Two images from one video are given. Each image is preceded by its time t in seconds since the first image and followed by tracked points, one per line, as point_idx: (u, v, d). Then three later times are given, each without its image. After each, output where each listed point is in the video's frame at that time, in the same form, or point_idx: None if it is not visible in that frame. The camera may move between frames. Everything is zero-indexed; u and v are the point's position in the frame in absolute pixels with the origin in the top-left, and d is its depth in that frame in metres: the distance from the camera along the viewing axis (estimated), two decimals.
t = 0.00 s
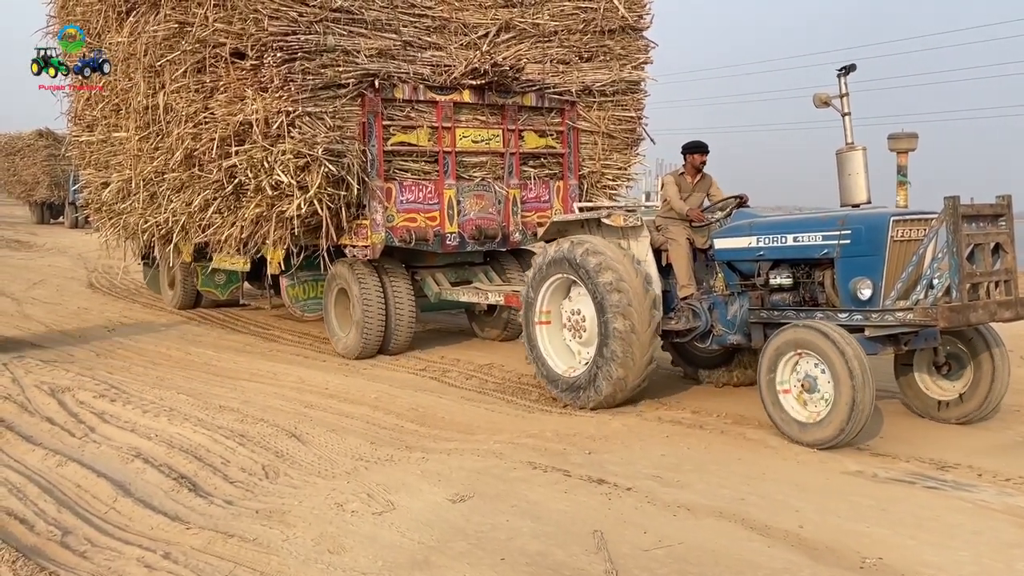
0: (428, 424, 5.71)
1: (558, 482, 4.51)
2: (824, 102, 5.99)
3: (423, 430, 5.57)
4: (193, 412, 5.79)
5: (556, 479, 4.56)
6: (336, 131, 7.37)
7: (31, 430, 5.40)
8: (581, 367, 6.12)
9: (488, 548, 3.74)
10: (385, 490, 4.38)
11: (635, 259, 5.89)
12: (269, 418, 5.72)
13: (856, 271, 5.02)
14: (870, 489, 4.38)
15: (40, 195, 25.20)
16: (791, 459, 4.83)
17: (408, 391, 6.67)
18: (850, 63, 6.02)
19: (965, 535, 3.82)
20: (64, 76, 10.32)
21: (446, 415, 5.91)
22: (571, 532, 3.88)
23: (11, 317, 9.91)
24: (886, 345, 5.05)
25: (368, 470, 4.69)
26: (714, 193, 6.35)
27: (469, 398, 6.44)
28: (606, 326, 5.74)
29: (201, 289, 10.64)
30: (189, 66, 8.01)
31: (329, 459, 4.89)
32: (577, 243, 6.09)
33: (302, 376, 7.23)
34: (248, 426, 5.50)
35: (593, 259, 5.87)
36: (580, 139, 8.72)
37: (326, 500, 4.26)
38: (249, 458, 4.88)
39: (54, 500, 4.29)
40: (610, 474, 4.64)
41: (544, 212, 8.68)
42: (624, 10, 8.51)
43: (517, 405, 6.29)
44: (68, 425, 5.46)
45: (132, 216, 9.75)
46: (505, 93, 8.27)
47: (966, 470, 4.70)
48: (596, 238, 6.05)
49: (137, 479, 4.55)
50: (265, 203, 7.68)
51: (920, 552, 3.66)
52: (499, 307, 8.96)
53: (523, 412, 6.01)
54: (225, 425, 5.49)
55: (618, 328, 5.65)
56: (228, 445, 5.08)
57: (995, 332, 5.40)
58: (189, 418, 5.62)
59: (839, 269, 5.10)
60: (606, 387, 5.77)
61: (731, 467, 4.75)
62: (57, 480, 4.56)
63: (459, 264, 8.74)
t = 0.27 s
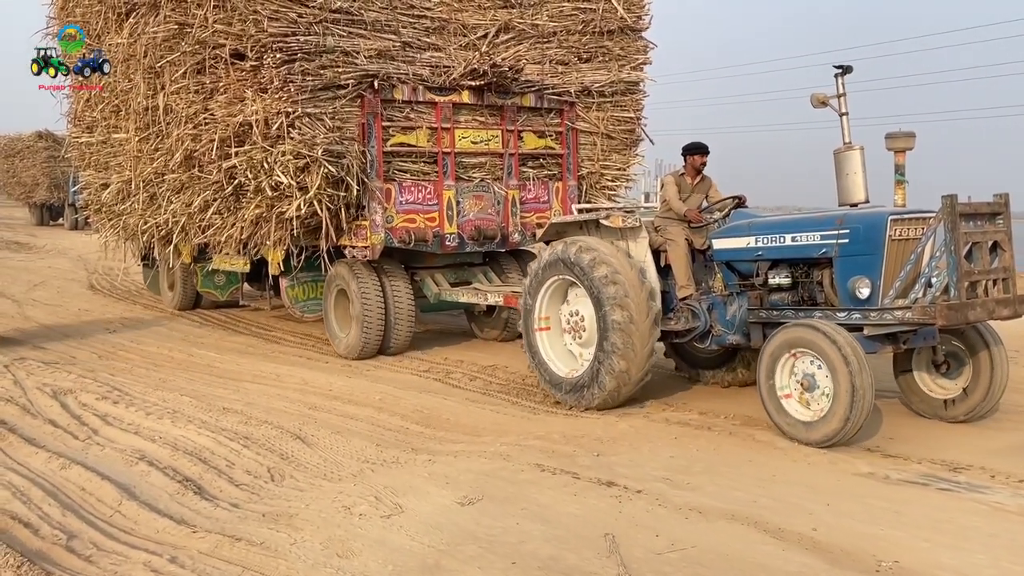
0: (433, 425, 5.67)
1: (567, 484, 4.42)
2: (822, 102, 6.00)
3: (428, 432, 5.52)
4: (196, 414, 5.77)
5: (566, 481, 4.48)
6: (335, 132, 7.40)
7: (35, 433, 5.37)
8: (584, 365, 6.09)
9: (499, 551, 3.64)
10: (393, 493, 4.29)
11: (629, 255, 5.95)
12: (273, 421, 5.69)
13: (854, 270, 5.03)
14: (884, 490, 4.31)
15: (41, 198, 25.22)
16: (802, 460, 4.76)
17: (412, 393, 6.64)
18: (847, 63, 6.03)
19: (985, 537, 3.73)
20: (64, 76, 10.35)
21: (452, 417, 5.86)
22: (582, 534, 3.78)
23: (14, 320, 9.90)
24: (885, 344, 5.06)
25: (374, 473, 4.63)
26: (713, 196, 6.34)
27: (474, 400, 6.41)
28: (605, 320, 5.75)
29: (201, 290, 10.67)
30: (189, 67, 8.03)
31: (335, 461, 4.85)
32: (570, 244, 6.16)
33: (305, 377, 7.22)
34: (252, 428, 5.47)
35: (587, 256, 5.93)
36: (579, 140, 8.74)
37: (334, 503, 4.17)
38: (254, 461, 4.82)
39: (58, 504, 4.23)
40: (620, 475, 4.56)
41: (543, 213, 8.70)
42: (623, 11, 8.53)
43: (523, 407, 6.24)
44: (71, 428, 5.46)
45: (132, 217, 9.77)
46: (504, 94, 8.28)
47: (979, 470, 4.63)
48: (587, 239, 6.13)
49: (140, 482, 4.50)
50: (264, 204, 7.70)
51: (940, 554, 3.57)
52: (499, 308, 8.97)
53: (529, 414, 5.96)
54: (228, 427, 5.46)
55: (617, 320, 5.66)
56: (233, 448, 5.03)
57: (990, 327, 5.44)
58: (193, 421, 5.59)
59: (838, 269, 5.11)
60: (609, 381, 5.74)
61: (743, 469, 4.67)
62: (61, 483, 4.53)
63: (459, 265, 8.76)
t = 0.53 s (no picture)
0: (440, 430, 5.67)
1: (580, 490, 4.42)
2: (821, 103, 6.03)
3: (435, 436, 5.53)
4: (200, 419, 5.77)
5: (578, 486, 4.47)
6: (335, 134, 7.40)
7: (36, 438, 5.38)
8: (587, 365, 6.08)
9: (514, 558, 3.63)
10: (403, 498, 4.29)
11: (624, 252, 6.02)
12: (278, 425, 5.69)
13: (855, 271, 5.05)
14: (900, 495, 4.28)
15: (37, 201, 25.19)
16: (815, 464, 4.75)
17: (417, 396, 6.65)
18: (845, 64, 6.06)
19: (1003, 542, 3.71)
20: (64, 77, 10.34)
21: (459, 421, 5.85)
22: (598, 541, 3.77)
23: (13, 324, 9.88)
24: (885, 345, 5.08)
25: (383, 478, 4.64)
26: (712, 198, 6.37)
27: (480, 403, 6.41)
28: (604, 314, 5.77)
29: (199, 293, 10.68)
30: (188, 69, 8.02)
31: (342, 466, 4.85)
32: (564, 246, 6.24)
33: (309, 381, 7.21)
34: (257, 433, 5.47)
35: (582, 255, 6.00)
36: (578, 142, 8.77)
37: (344, 509, 4.17)
38: (260, 466, 4.83)
39: (64, 510, 4.23)
40: (633, 480, 4.55)
41: (542, 216, 8.72)
42: (621, 14, 8.57)
43: (530, 410, 6.24)
44: (75, 433, 5.45)
45: (130, 220, 9.76)
46: (504, 97, 8.30)
47: (994, 475, 4.60)
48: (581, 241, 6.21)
49: (146, 488, 4.51)
50: (264, 207, 7.70)
51: (960, 561, 3.54)
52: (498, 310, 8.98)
53: (536, 417, 5.96)
54: (233, 432, 5.46)
55: (616, 312, 5.69)
56: (239, 453, 5.04)
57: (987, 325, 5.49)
58: (197, 425, 5.59)
59: (838, 270, 5.13)
60: (614, 376, 5.73)
61: (757, 473, 4.64)
62: (66, 490, 4.52)
63: (458, 267, 8.77)
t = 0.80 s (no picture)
0: (448, 436, 5.66)
1: (596, 498, 4.39)
2: (821, 107, 6.05)
3: (444, 442, 5.51)
4: (205, 425, 5.76)
5: (594, 494, 4.45)
6: (336, 139, 7.39)
7: (40, 446, 5.36)
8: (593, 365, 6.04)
9: (533, 568, 3.60)
10: (416, 507, 4.28)
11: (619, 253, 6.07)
12: (285, 432, 5.67)
13: (857, 274, 5.06)
14: (920, 502, 4.24)
15: (32, 206, 25.14)
16: (832, 470, 4.72)
17: (422, 402, 6.64)
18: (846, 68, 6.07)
19: None
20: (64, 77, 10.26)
21: (467, 427, 5.83)
22: (618, 550, 3.74)
23: (11, 329, 9.85)
24: (887, 347, 5.13)
25: (393, 486, 4.63)
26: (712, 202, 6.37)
27: (488, 409, 6.40)
28: (605, 312, 5.78)
29: (197, 297, 10.67)
30: (188, 74, 8.00)
31: (352, 474, 4.84)
32: (558, 251, 6.29)
33: (313, 387, 7.19)
34: (264, 440, 5.46)
35: (578, 257, 6.04)
36: (577, 146, 8.78)
37: (357, 518, 4.15)
38: (268, 474, 4.82)
39: (71, 520, 4.22)
40: (649, 488, 4.53)
41: (542, 219, 8.73)
42: (620, 18, 8.58)
43: (538, 416, 6.22)
44: (79, 440, 5.44)
45: (128, 224, 9.73)
46: (503, 101, 8.32)
47: (1015, 480, 4.55)
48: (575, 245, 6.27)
49: (154, 497, 4.49)
50: (264, 211, 7.69)
51: (989, 569, 3.49)
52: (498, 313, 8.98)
53: (546, 423, 5.93)
54: (240, 439, 5.45)
55: (617, 308, 5.69)
56: (246, 461, 5.03)
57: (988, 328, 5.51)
58: (202, 433, 5.58)
59: (840, 273, 5.13)
60: (620, 373, 5.70)
61: (774, 480, 4.60)
62: (72, 499, 4.51)
63: (458, 271, 8.78)
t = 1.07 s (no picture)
0: (455, 442, 5.66)
1: (609, 506, 4.39)
2: (820, 112, 6.07)
3: (450, 449, 5.51)
4: (208, 433, 5.76)
5: (606, 502, 4.45)
6: (334, 144, 7.41)
7: (42, 454, 5.35)
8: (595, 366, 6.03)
9: None
10: (428, 516, 4.28)
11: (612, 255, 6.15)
12: (290, 439, 5.67)
13: (856, 277, 5.08)
14: (936, 509, 4.24)
15: (26, 211, 25.08)
16: (844, 476, 4.72)
17: (426, 408, 6.65)
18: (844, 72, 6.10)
19: None
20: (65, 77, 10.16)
21: (474, 434, 5.83)
22: (635, 560, 3.74)
23: (8, 336, 9.82)
24: (887, 350, 5.19)
25: (402, 494, 4.64)
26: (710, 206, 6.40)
27: (493, 415, 6.40)
28: (603, 310, 5.81)
29: (194, 302, 10.65)
30: (186, 79, 8.00)
31: (359, 482, 4.85)
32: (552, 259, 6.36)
33: (316, 393, 7.19)
34: (268, 448, 5.46)
35: (572, 260, 6.10)
36: (574, 151, 8.80)
37: (368, 528, 4.14)
38: (275, 482, 4.82)
39: (78, 531, 4.21)
40: (661, 495, 4.52)
41: (540, 223, 8.75)
42: (617, 23, 8.62)
43: (544, 421, 6.22)
44: (82, 449, 5.43)
45: (125, 230, 9.71)
46: (500, 106, 8.31)
47: None
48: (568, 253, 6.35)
49: (160, 506, 4.49)
50: (262, 216, 7.69)
51: None
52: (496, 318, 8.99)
53: (552, 429, 5.92)
54: (245, 446, 5.45)
55: (614, 304, 5.73)
56: (252, 468, 5.03)
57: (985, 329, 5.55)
58: (207, 440, 5.57)
59: (839, 276, 5.15)
60: (622, 370, 5.69)
61: (786, 486, 4.60)
62: (77, 509, 4.50)
63: (455, 276, 8.78)
